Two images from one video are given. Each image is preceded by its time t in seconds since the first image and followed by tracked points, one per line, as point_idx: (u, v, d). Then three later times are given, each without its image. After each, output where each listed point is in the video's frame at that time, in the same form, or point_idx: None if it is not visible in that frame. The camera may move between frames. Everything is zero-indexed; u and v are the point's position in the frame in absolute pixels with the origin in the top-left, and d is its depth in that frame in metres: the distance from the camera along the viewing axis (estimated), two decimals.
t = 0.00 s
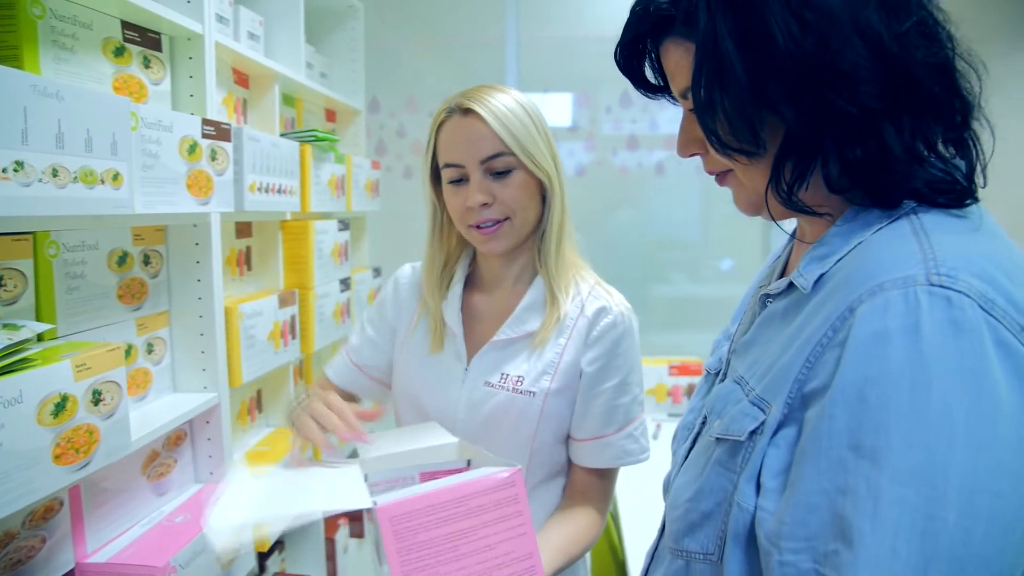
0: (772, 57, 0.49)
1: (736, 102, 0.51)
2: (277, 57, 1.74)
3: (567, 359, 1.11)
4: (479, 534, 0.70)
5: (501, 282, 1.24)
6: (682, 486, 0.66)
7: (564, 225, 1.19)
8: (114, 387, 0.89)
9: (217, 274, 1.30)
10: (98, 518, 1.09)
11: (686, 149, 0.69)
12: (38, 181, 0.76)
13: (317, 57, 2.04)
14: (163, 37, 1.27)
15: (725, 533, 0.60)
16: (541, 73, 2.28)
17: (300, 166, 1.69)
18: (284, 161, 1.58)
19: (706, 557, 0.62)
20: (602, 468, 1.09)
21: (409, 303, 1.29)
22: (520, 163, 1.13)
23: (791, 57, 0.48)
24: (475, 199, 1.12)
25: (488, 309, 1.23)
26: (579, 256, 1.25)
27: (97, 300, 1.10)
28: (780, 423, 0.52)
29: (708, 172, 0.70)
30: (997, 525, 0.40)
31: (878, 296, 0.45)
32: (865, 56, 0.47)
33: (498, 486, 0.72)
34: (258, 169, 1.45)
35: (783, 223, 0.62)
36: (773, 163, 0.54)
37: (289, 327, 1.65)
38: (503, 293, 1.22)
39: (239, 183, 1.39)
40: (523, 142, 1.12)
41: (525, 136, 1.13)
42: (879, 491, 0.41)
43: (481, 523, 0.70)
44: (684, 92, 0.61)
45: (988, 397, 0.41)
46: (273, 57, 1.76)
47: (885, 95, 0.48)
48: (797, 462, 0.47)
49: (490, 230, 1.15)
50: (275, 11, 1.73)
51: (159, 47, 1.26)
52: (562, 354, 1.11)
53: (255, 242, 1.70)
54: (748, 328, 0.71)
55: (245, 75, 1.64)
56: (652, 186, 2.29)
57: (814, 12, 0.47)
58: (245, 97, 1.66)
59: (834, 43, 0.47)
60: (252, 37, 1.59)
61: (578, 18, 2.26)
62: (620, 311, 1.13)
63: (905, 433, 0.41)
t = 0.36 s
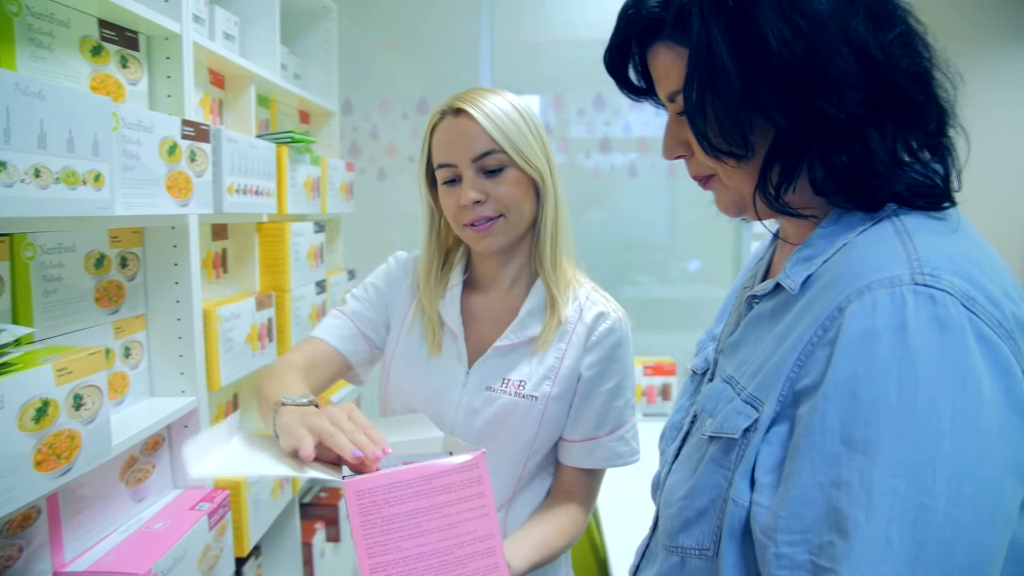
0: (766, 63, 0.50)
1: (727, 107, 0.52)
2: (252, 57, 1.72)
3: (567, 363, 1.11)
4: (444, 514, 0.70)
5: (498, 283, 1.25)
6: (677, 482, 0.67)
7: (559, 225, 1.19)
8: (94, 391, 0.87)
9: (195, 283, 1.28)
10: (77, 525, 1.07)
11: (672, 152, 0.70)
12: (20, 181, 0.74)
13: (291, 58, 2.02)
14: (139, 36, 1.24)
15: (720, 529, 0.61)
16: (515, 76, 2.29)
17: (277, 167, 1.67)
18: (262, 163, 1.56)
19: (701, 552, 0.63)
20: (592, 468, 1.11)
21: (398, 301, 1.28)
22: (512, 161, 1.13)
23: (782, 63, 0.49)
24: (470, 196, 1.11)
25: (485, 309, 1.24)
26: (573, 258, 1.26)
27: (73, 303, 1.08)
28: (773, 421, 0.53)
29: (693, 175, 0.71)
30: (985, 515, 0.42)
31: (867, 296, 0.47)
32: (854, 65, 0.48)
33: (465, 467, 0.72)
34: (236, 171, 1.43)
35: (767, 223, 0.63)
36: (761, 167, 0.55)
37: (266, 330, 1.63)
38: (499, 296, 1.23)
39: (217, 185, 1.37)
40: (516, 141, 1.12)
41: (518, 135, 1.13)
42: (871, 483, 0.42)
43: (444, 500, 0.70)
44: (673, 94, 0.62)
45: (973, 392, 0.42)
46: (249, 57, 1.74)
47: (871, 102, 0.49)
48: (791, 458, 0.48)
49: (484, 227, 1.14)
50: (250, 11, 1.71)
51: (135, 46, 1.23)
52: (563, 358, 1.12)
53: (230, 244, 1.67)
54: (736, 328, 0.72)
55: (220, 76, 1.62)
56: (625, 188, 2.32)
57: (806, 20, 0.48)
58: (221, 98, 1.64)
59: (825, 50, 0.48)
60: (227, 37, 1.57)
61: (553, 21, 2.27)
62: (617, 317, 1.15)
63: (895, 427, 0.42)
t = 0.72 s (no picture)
0: (754, 60, 0.51)
1: (711, 102, 0.53)
2: (226, 56, 1.70)
3: (558, 361, 1.12)
4: (432, 494, 0.71)
5: (485, 283, 1.25)
6: (666, 474, 0.68)
7: (547, 223, 1.20)
8: (75, 394, 0.86)
9: (173, 284, 1.26)
10: (56, 532, 1.05)
11: (651, 149, 0.70)
12: None
13: (262, 57, 2.00)
14: (114, 33, 1.22)
15: (710, 519, 0.62)
16: (488, 76, 2.29)
17: (252, 167, 1.65)
18: (238, 163, 1.54)
19: (692, 543, 0.64)
20: (580, 465, 1.12)
21: (383, 300, 1.27)
22: (501, 157, 1.14)
23: (767, 59, 0.50)
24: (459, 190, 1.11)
25: (473, 308, 1.24)
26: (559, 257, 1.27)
27: (48, 305, 1.05)
28: (759, 410, 0.54)
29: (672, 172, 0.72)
30: (964, 495, 0.43)
31: (847, 286, 0.48)
32: (835, 62, 0.50)
33: (457, 450, 0.73)
34: (213, 170, 1.41)
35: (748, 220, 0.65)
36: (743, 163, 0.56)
37: (243, 331, 1.60)
38: (487, 296, 1.24)
39: (194, 184, 1.34)
40: (504, 137, 1.13)
41: (507, 131, 1.14)
42: (855, 466, 0.44)
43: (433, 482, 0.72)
44: (657, 89, 0.63)
45: (950, 376, 0.43)
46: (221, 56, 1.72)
47: (849, 99, 0.51)
48: (777, 445, 0.49)
49: (471, 223, 1.14)
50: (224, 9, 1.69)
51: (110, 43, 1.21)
52: (554, 357, 1.13)
53: (206, 245, 1.64)
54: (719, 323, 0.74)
55: (194, 75, 1.60)
56: (598, 188, 2.34)
57: (793, 18, 0.50)
58: (195, 97, 1.61)
59: (810, 48, 0.49)
60: (201, 36, 1.55)
61: (526, 22, 2.28)
62: (605, 316, 1.17)
63: (877, 411, 0.44)
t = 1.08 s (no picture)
0: (751, 60, 0.51)
1: (708, 103, 0.53)
2: (209, 58, 1.68)
3: (552, 366, 1.12)
4: (414, 516, 0.74)
5: (479, 287, 1.25)
6: (663, 473, 0.68)
7: (538, 226, 1.20)
8: (64, 400, 0.85)
9: (159, 287, 1.25)
10: (42, 541, 1.03)
11: (644, 149, 0.69)
12: None
13: (243, 60, 1.99)
14: (99, 34, 1.20)
15: (708, 517, 0.62)
16: (466, 81, 2.30)
17: (237, 169, 1.64)
18: (224, 166, 1.53)
19: (689, 540, 0.64)
20: (572, 468, 1.12)
21: (377, 304, 1.26)
22: (486, 165, 1.13)
23: (765, 60, 0.50)
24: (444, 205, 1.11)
25: (467, 313, 1.23)
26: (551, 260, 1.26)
27: (34, 309, 1.04)
28: (756, 411, 0.54)
29: (664, 171, 0.71)
30: (957, 495, 0.43)
31: (843, 287, 0.48)
32: (831, 65, 0.50)
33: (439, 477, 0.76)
34: (200, 173, 1.39)
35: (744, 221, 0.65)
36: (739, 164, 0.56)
37: (229, 335, 1.58)
38: (480, 302, 1.24)
39: (180, 187, 1.33)
40: (487, 144, 1.12)
41: (487, 136, 1.13)
42: (853, 466, 0.43)
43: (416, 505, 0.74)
44: (653, 90, 0.62)
45: (945, 377, 0.43)
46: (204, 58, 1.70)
47: (844, 101, 0.51)
48: (774, 445, 0.49)
49: (460, 234, 1.14)
50: (206, 10, 1.68)
51: (94, 45, 1.20)
52: (548, 361, 1.12)
53: (189, 249, 1.62)
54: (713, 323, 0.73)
55: (177, 77, 1.59)
56: (578, 191, 2.35)
57: (790, 19, 0.49)
58: (178, 100, 1.60)
59: (806, 50, 0.49)
60: (183, 38, 1.54)
61: (504, 25, 2.28)
62: (598, 319, 1.16)
63: (874, 411, 0.43)
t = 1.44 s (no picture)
0: (746, 67, 0.52)
1: (704, 111, 0.53)
2: (196, 61, 1.67)
3: (543, 370, 1.12)
4: (414, 525, 0.70)
5: (471, 292, 1.25)
6: (661, 475, 0.68)
7: (527, 230, 1.20)
8: (54, 404, 0.84)
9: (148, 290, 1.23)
10: (30, 548, 1.02)
11: (640, 155, 0.70)
12: None
13: (230, 62, 1.98)
14: (87, 36, 1.19)
15: (710, 519, 0.62)
16: (451, 85, 2.31)
17: (224, 172, 1.63)
18: (211, 168, 1.52)
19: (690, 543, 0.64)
20: (563, 471, 1.12)
21: (368, 305, 1.26)
22: (474, 173, 1.14)
23: (762, 68, 0.51)
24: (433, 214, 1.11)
25: (459, 317, 1.24)
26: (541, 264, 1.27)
27: (21, 313, 1.03)
28: (758, 411, 0.55)
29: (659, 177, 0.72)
30: (959, 494, 0.44)
31: (845, 289, 0.49)
32: (826, 72, 0.51)
33: (435, 480, 0.73)
34: (188, 176, 1.38)
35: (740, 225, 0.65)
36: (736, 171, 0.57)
37: (216, 340, 1.57)
38: (473, 306, 1.24)
39: (169, 191, 1.32)
40: (474, 151, 1.12)
41: (474, 143, 1.13)
42: (856, 466, 0.44)
43: (416, 512, 0.71)
44: (646, 96, 0.63)
45: (948, 379, 0.44)
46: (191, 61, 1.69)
47: (839, 108, 0.52)
48: (776, 445, 0.49)
49: (450, 242, 1.14)
50: (194, 12, 1.67)
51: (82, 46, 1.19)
52: (539, 366, 1.13)
53: (177, 252, 1.60)
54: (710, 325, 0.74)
55: (164, 79, 1.57)
56: (564, 194, 2.36)
57: (785, 28, 0.50)
58: (165, 102, 1.59)
59: (802, 57, 0.50)
60: (170, 40, 1.53)
61: (488, 29, 2.29)
62: (590, 323, 1.17)
63: (878, 411, 0.44)
